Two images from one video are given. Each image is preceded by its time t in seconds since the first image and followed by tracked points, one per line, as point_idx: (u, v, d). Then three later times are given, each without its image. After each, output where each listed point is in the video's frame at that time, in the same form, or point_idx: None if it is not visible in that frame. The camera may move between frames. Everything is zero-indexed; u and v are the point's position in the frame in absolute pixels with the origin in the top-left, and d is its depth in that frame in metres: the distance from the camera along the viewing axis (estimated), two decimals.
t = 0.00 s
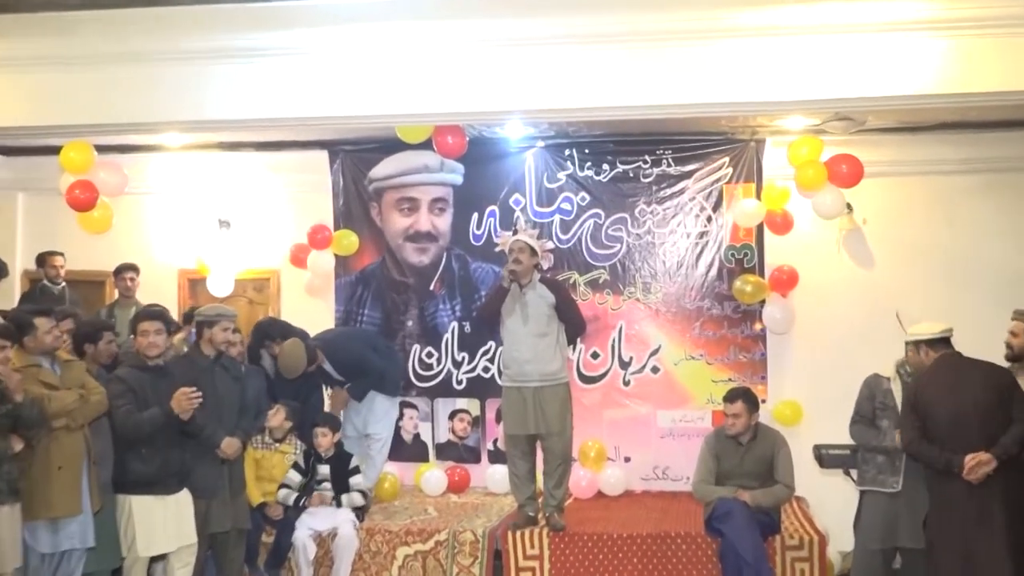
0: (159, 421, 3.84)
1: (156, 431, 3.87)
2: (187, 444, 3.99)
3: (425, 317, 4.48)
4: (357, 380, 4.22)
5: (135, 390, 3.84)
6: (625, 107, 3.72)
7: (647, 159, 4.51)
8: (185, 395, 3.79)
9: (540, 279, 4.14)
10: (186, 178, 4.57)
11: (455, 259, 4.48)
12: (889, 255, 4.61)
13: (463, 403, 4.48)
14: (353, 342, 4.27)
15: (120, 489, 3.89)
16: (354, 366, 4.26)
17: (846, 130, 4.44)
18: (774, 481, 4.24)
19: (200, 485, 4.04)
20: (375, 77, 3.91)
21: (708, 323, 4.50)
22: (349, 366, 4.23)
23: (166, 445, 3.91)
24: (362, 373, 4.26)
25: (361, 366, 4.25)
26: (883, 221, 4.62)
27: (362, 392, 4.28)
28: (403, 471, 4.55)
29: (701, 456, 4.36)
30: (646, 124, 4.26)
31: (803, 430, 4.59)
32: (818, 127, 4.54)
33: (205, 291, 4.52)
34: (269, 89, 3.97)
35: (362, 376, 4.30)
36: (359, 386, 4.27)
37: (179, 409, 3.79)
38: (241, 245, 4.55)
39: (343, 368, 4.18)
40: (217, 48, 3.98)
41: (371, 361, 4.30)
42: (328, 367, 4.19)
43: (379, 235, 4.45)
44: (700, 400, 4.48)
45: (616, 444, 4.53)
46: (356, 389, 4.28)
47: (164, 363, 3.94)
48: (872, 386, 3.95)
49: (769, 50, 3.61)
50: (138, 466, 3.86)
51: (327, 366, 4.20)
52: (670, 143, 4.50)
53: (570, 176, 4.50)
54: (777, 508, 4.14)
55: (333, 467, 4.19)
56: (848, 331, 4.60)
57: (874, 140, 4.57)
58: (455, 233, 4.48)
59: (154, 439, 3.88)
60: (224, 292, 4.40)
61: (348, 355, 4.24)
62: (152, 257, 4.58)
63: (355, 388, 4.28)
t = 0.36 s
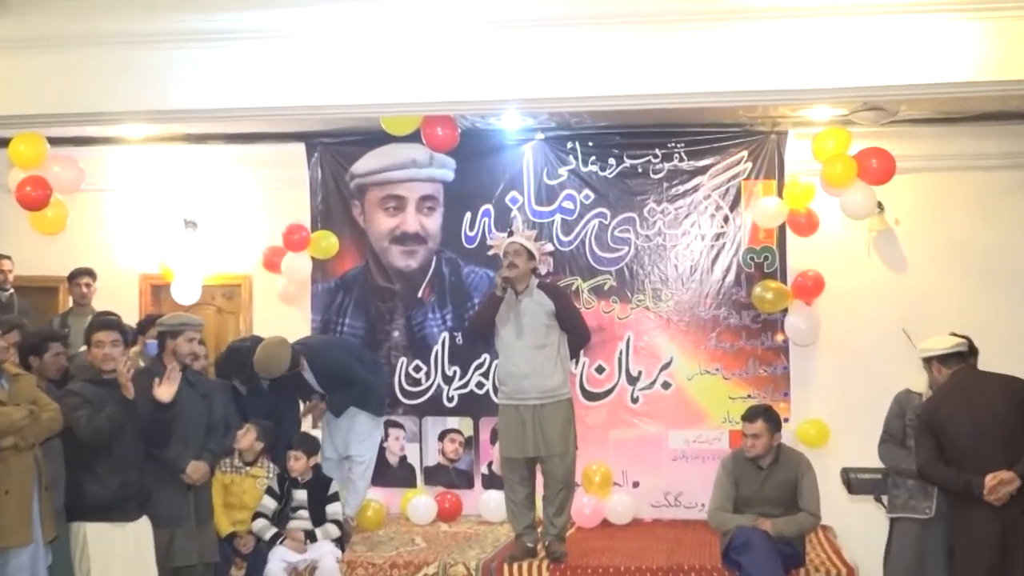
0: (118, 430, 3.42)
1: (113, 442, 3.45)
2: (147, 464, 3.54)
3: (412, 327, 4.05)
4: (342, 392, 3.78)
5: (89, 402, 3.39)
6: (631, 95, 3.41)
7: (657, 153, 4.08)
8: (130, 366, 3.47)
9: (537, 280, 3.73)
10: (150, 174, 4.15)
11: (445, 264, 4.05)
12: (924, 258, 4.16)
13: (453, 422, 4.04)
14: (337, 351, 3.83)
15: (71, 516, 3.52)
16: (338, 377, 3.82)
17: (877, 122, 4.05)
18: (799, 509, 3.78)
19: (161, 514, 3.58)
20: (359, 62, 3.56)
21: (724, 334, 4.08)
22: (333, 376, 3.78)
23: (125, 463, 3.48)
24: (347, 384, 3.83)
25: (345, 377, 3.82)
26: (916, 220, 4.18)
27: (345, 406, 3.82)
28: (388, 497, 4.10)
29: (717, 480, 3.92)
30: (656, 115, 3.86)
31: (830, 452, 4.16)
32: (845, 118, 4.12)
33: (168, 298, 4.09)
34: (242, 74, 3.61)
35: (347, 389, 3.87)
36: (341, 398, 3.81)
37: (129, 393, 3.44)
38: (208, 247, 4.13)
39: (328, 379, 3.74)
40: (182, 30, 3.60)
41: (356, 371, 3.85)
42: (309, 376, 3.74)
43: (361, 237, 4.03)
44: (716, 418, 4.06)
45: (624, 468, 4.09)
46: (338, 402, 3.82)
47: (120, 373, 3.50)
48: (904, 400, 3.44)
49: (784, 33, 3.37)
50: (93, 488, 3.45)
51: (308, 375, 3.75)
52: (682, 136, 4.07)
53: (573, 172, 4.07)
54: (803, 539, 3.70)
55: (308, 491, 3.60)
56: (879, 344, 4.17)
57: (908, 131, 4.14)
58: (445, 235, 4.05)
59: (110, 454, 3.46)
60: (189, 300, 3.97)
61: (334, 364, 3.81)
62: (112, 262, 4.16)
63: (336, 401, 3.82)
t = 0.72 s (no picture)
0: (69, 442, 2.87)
1: (69, 449, 2.90)
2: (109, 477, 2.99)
3: (397, 334, 3.65)
4: (325, 402, 3.38)
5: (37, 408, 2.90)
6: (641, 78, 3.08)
7: (669, 141, 3.70)
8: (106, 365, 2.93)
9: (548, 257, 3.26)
10: (109, 165, 3.77)
11: (434, 263, 3.66)
12: (964, 258, 3.75)
13: (443, 438, 3.64)
14: (319, 357, 3.45)
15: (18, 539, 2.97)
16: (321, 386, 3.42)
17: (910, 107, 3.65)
18: (824, 534, 3.42)
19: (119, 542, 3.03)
20: (339, 41, 3.21)
21: (743, 341, 3.69)
22: (316, 385, 3.39)
23: (82, 475, 2.93)
24: (330, 394, 3.43)
25: (328, 387, 3.42)
26: (955, 217, 3.77)
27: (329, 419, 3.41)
28: (371, 521, 3.68)
29: (734, 501, 3.55)
30: (668, 100, 3.48)
31: (859, 471, 3.76)
32: (876, 103, 3.73)
33: (128, 301, 3.71)
34: (209, 53, 3.26)
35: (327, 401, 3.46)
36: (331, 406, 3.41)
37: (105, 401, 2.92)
38: (172, 245, 3.75)
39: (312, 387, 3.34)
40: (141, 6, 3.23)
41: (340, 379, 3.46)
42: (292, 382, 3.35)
43: (341, 234, 3.65)
44: (734, 434, 3.67)
45: (632, 490, 3.69)
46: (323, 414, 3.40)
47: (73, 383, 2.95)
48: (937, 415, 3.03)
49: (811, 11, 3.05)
50: (47, 502, 2.90)
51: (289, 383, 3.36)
52: (696, 123, 3.68)
53: (575, 162, 3.69)
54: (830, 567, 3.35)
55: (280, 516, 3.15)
56: (915, 352, 3.76)
57: (946, 119, 3.75)
58: (435, 232, 3.66)
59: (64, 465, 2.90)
60: (150, 304, 3.58)
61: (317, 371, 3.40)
62: (66, 261, 3.78)
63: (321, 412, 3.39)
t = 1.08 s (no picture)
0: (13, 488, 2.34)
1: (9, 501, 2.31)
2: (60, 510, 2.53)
3: (381, 339, 3.30)
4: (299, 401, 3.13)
5: None
6: (654, 54, 2.73)
7: (681, 126, 3.35)
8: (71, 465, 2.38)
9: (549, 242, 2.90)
10: (62, 152, 3.43)
11: (421, 261, 3.30)
12: (1008, 255, 3.39)
13: (431, 455, 3.29)
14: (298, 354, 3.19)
15: None
16: (298, 387, 3.18)
17: (946, 91, 3.32)
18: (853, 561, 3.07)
19: None
20: (313, 14, 2.85)
21: (763, 347, 3.34)
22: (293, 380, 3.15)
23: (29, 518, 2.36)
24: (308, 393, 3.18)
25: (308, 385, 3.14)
26: (996, 209, 3.42)
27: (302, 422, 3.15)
28: (352, 547, 3.32)
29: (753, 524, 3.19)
30: (681, 79, 3.12)
31: (892, 491, 3.40)
32: (910, 85, 3.38)
33: (82, 302, 3.36)
34: (170, 21, 2.89)
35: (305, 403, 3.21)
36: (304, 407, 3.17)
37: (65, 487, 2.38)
38: (132, 241, 3.41)
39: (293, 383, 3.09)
40: None
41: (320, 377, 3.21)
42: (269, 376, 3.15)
43: (318, 229, 3.29)
44: (753, 450, 3.31)
45: (640, 512, 3.33)
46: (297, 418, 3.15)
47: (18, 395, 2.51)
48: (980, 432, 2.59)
49: None
50: None
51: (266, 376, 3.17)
52: (710, 107, 3.34)
53: (578, 149, 3.34)
54: None
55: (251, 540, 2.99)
56: (950, 357, 3.40)
57: (986, 102, 3.39)
58: (422, 227, 3.31)
59: (7, 515, 2.33)
60: (106, 306, 3.23)
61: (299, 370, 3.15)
62: (16, 258, 3.44)
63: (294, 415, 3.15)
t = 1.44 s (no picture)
0: None
1: None
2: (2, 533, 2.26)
3: (365, 344, 2.97)
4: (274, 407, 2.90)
5: None
6: (671, 27, 2.40)
7: (698, 109, 3.02)
8: None
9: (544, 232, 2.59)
10: (12, 139, 3.12)
11: (409, 258, 2.98)
12: None
13: (420, 473, 2.96)
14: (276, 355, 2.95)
15: None
16: (274, 390, 2.93)
17: (992, 70, 2.99)
18: None
19: None
20: None
21: (788, 353, 3.02)
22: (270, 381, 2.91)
23: None
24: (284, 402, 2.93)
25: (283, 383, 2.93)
26: None
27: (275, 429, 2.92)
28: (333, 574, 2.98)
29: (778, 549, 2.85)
30: (698, 56, 2.79)
31: (931, 511, 3.08)
32: (952, 63, 3.04)
33: (33, 303, 3.05)
34: None
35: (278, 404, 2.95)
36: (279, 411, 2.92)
37: None
38: (88, 235, 3.11)
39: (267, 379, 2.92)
40: None
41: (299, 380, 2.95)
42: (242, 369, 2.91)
43: (294, 222, 2.96)
44: (778, 467, 2.99)
45: (653, 535, 3.00)
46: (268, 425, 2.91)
47: None
48: None
49: None
50: None
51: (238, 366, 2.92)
52: (730, 87, 3.01)
53: (584, 134, 3.01)
54: None
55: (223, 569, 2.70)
56: (992, 362, 3.07)
57: None
58: (410, 219, 2.98)
59: None
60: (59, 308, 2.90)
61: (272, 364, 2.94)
62: None
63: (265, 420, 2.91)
